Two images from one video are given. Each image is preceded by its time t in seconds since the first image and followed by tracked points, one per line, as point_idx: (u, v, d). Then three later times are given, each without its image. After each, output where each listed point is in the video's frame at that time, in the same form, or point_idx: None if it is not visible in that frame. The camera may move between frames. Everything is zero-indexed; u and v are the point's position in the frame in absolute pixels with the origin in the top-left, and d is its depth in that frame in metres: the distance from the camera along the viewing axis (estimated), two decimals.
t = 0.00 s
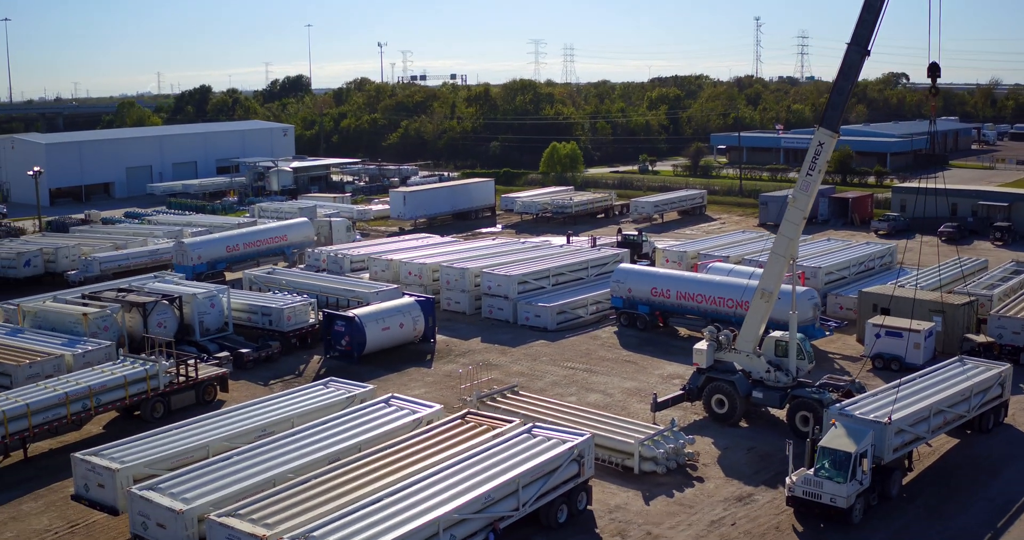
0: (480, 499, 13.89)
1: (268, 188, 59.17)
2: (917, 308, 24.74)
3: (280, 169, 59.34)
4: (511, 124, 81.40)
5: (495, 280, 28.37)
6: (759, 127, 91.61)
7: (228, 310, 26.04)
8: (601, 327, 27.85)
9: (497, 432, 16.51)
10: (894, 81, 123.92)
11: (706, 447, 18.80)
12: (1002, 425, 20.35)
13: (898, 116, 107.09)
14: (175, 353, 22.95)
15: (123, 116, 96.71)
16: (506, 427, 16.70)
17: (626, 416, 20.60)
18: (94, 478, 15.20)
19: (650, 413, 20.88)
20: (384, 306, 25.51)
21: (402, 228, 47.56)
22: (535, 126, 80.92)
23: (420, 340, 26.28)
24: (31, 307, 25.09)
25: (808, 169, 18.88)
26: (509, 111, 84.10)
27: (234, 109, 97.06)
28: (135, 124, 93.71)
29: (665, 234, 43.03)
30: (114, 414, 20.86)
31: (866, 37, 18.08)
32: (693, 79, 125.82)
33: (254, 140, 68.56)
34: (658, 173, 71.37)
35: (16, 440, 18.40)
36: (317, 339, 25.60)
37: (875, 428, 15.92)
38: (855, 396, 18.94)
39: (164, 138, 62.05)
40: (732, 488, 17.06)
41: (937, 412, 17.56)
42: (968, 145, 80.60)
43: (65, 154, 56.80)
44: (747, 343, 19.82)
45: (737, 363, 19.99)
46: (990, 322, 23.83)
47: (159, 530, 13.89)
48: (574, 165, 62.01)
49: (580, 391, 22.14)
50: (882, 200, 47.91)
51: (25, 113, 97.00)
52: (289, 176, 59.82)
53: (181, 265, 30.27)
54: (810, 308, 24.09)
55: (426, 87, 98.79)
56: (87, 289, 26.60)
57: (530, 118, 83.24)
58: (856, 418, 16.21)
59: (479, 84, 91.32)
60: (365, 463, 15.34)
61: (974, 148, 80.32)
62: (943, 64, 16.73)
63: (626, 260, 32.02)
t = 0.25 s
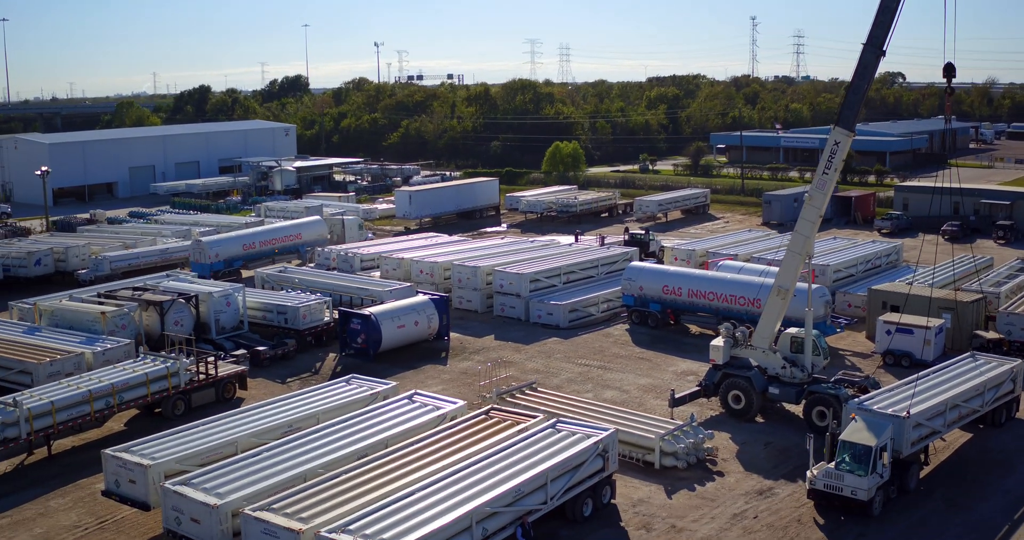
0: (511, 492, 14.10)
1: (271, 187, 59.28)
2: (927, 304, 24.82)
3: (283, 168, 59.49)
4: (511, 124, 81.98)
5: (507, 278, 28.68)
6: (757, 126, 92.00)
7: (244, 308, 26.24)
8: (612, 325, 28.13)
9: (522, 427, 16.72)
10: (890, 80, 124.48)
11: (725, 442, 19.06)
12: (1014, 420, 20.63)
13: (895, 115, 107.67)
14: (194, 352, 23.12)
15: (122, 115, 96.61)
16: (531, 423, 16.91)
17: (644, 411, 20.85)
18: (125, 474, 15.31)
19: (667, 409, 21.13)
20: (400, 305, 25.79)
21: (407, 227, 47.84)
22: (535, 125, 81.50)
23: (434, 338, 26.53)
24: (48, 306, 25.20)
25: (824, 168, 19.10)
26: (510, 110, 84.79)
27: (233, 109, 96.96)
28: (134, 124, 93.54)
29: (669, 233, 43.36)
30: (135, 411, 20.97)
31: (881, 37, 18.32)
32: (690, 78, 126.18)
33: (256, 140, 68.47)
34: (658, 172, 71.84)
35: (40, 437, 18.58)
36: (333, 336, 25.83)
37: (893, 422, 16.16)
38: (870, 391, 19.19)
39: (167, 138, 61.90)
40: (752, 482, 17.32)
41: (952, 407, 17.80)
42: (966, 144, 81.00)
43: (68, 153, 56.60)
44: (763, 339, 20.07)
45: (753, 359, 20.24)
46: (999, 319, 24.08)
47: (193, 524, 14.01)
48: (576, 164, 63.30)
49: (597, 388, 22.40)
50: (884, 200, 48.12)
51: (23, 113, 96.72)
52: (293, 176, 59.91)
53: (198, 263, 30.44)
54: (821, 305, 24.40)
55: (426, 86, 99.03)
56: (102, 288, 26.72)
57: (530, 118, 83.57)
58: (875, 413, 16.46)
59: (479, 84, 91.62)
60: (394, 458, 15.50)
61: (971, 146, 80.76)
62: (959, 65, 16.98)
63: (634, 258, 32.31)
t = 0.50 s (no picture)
0: (540, 486, 14.33)
1: (273, 187, 59.36)
2: (935, 302, 24.86)
3: (285, 168, 59.59)
4: (511, 124, 82.48)
5: (518, 276, 29.03)
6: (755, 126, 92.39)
7: (258, 307, 26.40)
8: (622, 324, 28.40)
9: (546, 423, 16.94)
10: (886, 80, 125.01)
11: (742, 437, 19.32)
12: None
13: (890, 114, 108.24)
14: (211, 350, 23.27)
15: (120, 115, 96.34)
16: (554, 418, 17.14)
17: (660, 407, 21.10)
18: (155, 470, 15.45)
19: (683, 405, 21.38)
20: (414, 303, 25.99)
21: (412, 227, 48.09)
22: (535, 125, 82.04)
23: (447, 336, 26.71)
24: (63, 305, 25.31)
25: (838, 166, 19.33)
26: (509, 109, 85.94)
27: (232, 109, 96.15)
28: (132, 123, 93.32)
29: (673, 231, 43.68)
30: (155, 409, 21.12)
31: (895, 38, 18.58)
32: (687, 79, 126.55)
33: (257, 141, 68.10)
34: (657, 171, 72.26)
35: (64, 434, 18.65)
36: (347, 334, 26.05)
37: (910, 416, 16.37)
38: (884, 387, 19.43)
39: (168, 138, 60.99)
40: (772, 476, 17.57)
41: (966, 401, 18.03)
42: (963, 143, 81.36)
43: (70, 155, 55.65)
44: (778, 336, 20.31)
45: (768, 356, 20.49)
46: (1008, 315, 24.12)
47: (227, 519, 14.17)
48: (577, 164, 63.73)
49: (612, 385, 22.65)
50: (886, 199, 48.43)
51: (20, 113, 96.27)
52: (295, 176, 59.87)
53: (213, 261, 30.70)
54: (830, 302, 24.72)
55: (425, 86, 99.17)
56: (117, 287, 26.85)
57: (529, 118, 83.87)
58: (891, 407, 16.67)
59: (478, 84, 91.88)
60: (423, 454, 15.71)
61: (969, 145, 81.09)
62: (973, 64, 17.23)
63: (643, 257, 32.61)
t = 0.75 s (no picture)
0: (567, 480, 14.56)
1: (274, 187, 59.40)
2: (943, 300, 24.99)
3: (285, 168, 59.62)
4: (509, 124, 82.88)
5: (528, 275, 29.29)
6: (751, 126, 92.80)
7: (271, 305, 26.56)
8: (631, 322, 28.64)
9: (568, 419, 17.15)
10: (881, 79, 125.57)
11: (757, 433, 19.55)
12: None
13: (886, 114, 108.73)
14: (228, 348, 23.42)
15: (117, 115, 96.13)
16: (575, 414, 17.35)
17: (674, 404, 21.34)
18: (184, 467, 15.58)
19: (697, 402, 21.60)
20: (426, 301, 26.25)
21: (415, 226, 48.30)
22: (533, 124, 82.35)
23: (459, 334, 26.99)
24: (77, 304, 25.39)
25: (852, 165, 19.56)
26: (506, 109, 86.33)
27: (229, 109, 95.82)
28: (129, 123, 93.09)
29: (676, 230, 44.00)
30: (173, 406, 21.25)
31: (908, 39, 18.85)
32: (682, 78, 126.93)
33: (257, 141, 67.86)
34: (656, 171, 72.68)
35: (86, 432, 18.75)
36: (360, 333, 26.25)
37: (927, 411, 16.55)
38: (897, 382, 19.66)
39: (168, 138, 60.86)
40: (789, 471, 17.81)
41: (981, 397, 18.22)
42: (959, 142, 81.69)
43: (71, 154, 55.76)
44: (792, 333, 20.52)
45: (782, 352, 20.72)
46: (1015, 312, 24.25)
47: (258, 515, 14.32)
48: (577, 163, 64.11)
49: (625, 382, 22.88)
50: (885, 198, 48.75)
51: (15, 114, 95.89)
52: (295, 176, 59.98)
53: (227, 259, 30.83)
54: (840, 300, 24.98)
55: (422, 86, 99.34)
56: (130, 286, 26.93)
57: (527, 118, 84.10)
58: (908, 402, 16.87)
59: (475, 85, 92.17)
60: (448, 449, 15.89)
61: (965, 145, 81.44)
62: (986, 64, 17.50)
63: (650, 256, 32.86)
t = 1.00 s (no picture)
0: (593, 475, 14.76)
1: (274, 187, 59.34)
2: (950, 298, 25.11)
3: (285, 168, 59.62)
4: (506, 124, 83.31)
5: (536, 273, 29.58)
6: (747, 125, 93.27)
7: (283, 305, 26.71)
8: (639, 321, 28.90)
9: (589, 415, 17.36)
10: (875, 79, 126.17)
11: (772, 429, 19.79)
12: None
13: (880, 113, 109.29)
14: (243, 346, 23.54)
15: (113, 115, 95.85)
16: (596, 411, 17.56)
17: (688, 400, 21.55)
18: (211, 464, 15.72)
19: (710, 399, 21.82)
20: (437, 300, 26.49)
21: (418, 226, 48.50)
22: (530, 124, 82.66)
23: (470, 332, 27.27)
24: (90, 303, 25.43)
25: (864, 164, 19.78)
26: (503, 109, 86.63)
27: (226, 109, 95.55)
28: (125, 123, 92.77)
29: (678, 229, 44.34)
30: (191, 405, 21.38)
31: (921, 40, 19.08)
32: (677, 78, 127.35)
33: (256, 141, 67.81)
34: (653, 170, 73.23)
35: (108, 430, 18.83)
36: (372, 331, 26.43)
37: (943, 407, 16.71)
38: (910, 378, 19.87)
39: (167, 138, 60.48)
40: (806, 466, 18.02)
41: (994, 391, 18.35)
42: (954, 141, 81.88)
43: (71, 153, 55.45)
44: (805, 330, 20.77)
45: (795, 349, 20.95)
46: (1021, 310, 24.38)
47: (288, 511, 14.48)
48: (576, 163, 64.48)
49: (638, 379, 23.11)
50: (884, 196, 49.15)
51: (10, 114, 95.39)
52: (295, 176, 59.98)
53: (239, 257, 30.89)
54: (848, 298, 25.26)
55: (419, 86, 99.52)
56: (142, 286, 27.00)
57: (524, 118, 84.40)
58: (923, 398, 17.04)
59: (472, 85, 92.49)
60: (473, 445, 16.07)
61: (960, 144, 81.85)
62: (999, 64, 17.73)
63: (656, 255, 33.14)
